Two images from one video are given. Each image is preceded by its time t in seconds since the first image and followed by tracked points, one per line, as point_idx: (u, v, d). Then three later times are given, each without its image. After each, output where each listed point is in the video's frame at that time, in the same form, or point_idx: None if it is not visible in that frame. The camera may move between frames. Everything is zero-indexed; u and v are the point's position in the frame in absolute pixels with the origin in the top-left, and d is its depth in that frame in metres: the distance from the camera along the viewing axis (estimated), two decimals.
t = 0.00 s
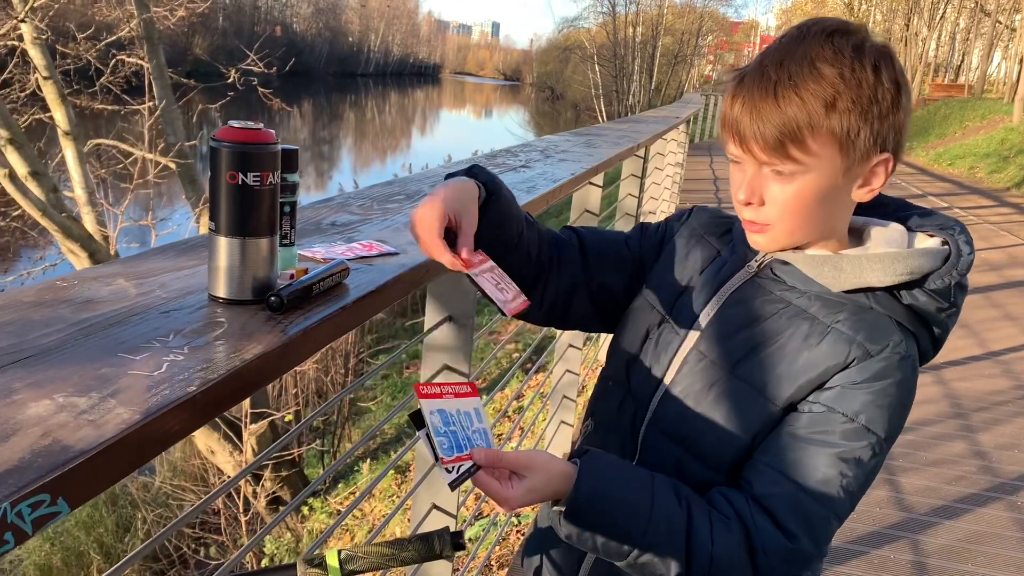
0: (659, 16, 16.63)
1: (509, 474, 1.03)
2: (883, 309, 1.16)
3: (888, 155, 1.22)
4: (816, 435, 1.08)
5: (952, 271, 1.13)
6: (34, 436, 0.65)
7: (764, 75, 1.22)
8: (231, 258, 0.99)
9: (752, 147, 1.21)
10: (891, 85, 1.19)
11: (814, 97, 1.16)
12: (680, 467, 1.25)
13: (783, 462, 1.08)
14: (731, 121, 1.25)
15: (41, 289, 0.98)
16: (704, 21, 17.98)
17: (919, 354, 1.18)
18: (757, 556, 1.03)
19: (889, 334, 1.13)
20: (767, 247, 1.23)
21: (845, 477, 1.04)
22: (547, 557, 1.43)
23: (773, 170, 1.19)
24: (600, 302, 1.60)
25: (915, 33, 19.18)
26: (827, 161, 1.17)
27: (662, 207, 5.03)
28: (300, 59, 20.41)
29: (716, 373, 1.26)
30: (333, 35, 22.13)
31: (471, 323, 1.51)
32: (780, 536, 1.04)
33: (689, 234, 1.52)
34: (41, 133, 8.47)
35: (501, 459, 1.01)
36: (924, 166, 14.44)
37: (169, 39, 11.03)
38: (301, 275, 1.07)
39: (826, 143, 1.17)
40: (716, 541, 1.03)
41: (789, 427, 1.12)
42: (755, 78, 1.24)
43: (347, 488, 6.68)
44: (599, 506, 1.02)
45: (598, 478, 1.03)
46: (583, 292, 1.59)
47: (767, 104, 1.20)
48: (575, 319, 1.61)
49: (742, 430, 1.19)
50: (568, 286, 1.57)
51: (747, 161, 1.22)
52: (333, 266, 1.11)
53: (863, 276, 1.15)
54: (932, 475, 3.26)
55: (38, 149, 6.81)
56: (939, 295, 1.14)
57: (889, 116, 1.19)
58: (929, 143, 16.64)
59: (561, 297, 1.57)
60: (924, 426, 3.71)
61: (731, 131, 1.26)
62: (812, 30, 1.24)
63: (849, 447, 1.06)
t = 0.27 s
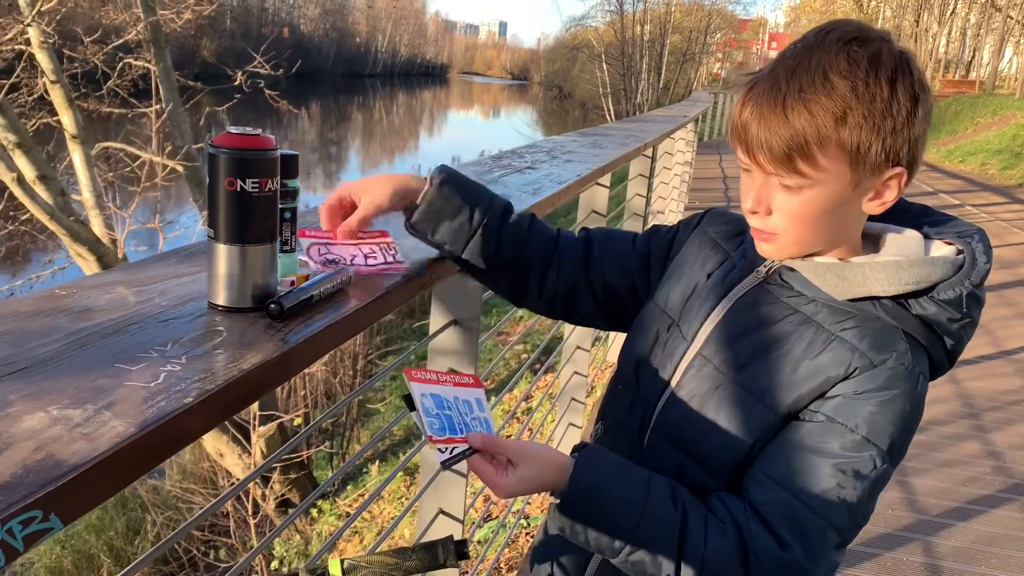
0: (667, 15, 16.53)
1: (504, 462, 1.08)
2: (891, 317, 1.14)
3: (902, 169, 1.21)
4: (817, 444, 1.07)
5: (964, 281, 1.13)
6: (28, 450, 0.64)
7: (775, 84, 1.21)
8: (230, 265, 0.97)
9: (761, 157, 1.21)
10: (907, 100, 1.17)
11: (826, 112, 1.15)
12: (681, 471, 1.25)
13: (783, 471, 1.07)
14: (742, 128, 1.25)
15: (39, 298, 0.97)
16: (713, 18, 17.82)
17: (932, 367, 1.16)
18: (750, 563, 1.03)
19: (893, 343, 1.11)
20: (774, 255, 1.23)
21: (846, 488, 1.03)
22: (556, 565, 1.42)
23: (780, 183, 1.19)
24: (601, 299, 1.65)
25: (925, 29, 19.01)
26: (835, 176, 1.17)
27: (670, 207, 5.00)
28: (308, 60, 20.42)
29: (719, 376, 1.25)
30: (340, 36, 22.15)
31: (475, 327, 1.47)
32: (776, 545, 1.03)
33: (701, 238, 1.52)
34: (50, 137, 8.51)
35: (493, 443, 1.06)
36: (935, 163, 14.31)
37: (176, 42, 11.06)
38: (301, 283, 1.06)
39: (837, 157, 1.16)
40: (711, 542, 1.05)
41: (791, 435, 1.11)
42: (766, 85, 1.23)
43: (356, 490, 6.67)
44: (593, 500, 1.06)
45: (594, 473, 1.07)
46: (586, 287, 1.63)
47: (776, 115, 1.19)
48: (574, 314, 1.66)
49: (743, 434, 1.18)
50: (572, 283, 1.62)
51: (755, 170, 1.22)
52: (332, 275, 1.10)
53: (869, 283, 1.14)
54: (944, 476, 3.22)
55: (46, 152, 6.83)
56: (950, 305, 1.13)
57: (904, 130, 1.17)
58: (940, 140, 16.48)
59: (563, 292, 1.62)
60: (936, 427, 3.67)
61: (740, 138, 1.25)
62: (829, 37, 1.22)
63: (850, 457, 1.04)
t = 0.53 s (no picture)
0: (672, 10, 16.46)
1: (500, 463, 1.09)
2: (889, 318, 1.12)
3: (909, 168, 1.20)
4: (814, 446, 1.07)
5: (963, 280, 1.11)
6: (23, 462, 0.63)
7: (782, 82, 1.20)
8: (230, 270, 0.97)
9: (768, 158, 1.19)
10: (916, 98, 1.16)
11: (834, 111, 1.14)
12: (679, 472, 1.25)
13: (780, 474, 1.07)
14: (746, 129, 1.23)
15: (39, 305, 0.97)
16: (718, 13, 17.71)
17: (934, 367, 1.15)
18: (745, 564, 1.04)
19: (891, 344, 1.10)
20: (776, 255, 1.21)
21: (841, 489, 1.03)
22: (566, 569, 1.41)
23: (787, 184, 1.17)
24: (617, 321, 1.63)
25: (931, 22, 18.89)
26: (843, 177, 1.15)
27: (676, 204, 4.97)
28: (313, 59, 20.43)
29: (720, 376, 1.24)
30: (345, 34, 22.12)
31: (479, 326, 1.45)
32: (770, 546, 1.04)
33: (702, 240, 1.51)
34: (56, 139, 8.52)
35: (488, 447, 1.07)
36: (942, 157, 14.23)
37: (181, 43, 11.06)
38: (302, 288, 1.05)
39: (844, 158, 1.14)
40: (705, 541, 1.06)
41: (788, 437, 1.11)
42: (772, 83, 1.22)
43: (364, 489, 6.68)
44: (589, 501, 1.08)
45: (591, 474, 1.08)
46: (602, 310, 1.62)
47: (783, 114, 1.17)
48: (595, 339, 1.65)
49: (742, 432, 1.18)
50: (586, 309, 1.61)
51: (760, 171, 1.21)
52: (336, 276, 1.09)
53: (867, 285, 1.12)
54: (953, 473, 3.20)
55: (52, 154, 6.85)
56: (949, 305, 1.11)
57: (912, 129, 1.16)
58: (948, 134, 16.38)
59: (579, 322, 1.61)
60: (945, 423, 3.64)
61: (745, 138, 1.24)
62: (836, 33, 1.21)
63: (846, 460, 1.04)
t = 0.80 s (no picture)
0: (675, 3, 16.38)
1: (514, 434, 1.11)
2: (895, 316, 1.12)
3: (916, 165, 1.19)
4: (820, 445, 1.06)
5: (971, 278, 1.09)
6: (16, 467, 0.62)
7: (792, 76, 1.18)
8: (228, 268, 0.96)
9: (777, 154, 1.17)
10: (926, 93, 1.15)
11: (847, 106, 1.13)
12: (682, 472, 1.24)
13: (787, 472, 1.06)
14: (755, 124, 1.22)
15: (35, 305, 0.96)
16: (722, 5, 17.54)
17: (939, 366, 1.14)
18: (751, 564, 1.03)
19: (899, 344, 1.09)
20: (785, 253, 1.19)
21: (847, 489, 1.02)
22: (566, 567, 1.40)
23: (797, 180, 1.16)
24: (625, 327, 1.59)
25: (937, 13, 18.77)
26: (854, 172, 1.14)
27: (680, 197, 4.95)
28: (316, 55, 20.41)
29: (724, 375, 1.24)
30: (348, 29, 22.06)
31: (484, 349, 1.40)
32: (776, 545, 1.03)
33: (702, 239, 1.50)
34: (59, 135, 8.53)
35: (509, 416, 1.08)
36: (947, 148, 14.16)
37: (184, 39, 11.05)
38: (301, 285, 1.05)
39: (856, 154, 1.13)
40: (710, 541, 1.04)
41: (795, 436, 1.10)
42: (781, 78, 1.20)
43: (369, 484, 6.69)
44: (593, 494, 1.07)
45: (597, 468, 1.07)
46: (607, 319, 1.58)
47: (794, 109, 1.16)
48: (603, 350, 1.60)
49: (747, 431, 1.17)
50: (590, 321, 1.56)
51: (768, 167, 1.19)
52: (336, 274, 1.08)
53: (876, 284, 1.12)
54: (960, 466, 3.18)
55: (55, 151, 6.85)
56: (956, 303, 1.10)
57: (922, 125, 1.15)
58: (953, 125, 16.29)
59: (583, 334, 1.56)
60: (951, 416, 3.62)
61: (753, 135, 1.22)
62: (845, 28, 1.20)
63: (852, 460, 1.03)
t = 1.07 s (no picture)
0: None
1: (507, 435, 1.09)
2: (883, 310, 1.11)
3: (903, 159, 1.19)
4: (811, 441, 1.06)
5: (957, 269, 1.09)
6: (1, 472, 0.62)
7: (778, 70, 1.18)
8: (219, 271, 0.95)
9: (764, 149, 1.16)
10: (912, 85, 1.15)
11: (833, 100, 1.12)
12: (675, 472, 1.24)
13: (778, 468, 1.05)
14: (741, 119, 1.21)
15: (25, 308, 0.95)
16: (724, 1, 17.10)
17: (929, 357, 1.13)
18: (745, 562, 1.02)
19: (888, 338, 1.09)
20: (774, 249, 1.19)
21: (840, 484, 1.01)
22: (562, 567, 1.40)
23: (783, 176, 1.15)
24: (614, 326, 1.58)
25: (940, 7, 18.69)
26: (841, 166, 1.14)
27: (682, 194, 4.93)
28: (317, 53, 20.41)
29: (715, 374, 1.24)
30: (350, 27, 22.03)
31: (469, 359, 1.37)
32: (770, 543, 1.02)
33: (688, 236, 1.51)
34: (61, 136, 8.53)
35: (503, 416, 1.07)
36: (950, 142, 14.10)
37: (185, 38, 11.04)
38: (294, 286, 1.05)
39: (843, 147, 1.13)
40: (703, 541, 1.04)
41: (786, 432, 1.09)
42: (767, 72, 1.20)
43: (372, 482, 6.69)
44: (581, 502, 1.07)
45: (585, 474, 1.07)
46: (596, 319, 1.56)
47: (779, 104, 1.15)
48: (592, 350, 1.59)
49: (741, 430, 1.17)
50: (578, 321, 1.55)
51: (755, 162, 1.18)
52: (329, 275, 1.08)
53: (862, 278, 1.11)
54: (962, 462, 3.17)
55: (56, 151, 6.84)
56: (944, 294, 1.09)
57: (909, 119, 1.15)
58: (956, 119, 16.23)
59: (571, 333, 1.54)
60: (954, 411, 3.60)
61: (739, 129, 1.21)
62: (831, 21, 1.19)
63: (845, 455, 1.02)
